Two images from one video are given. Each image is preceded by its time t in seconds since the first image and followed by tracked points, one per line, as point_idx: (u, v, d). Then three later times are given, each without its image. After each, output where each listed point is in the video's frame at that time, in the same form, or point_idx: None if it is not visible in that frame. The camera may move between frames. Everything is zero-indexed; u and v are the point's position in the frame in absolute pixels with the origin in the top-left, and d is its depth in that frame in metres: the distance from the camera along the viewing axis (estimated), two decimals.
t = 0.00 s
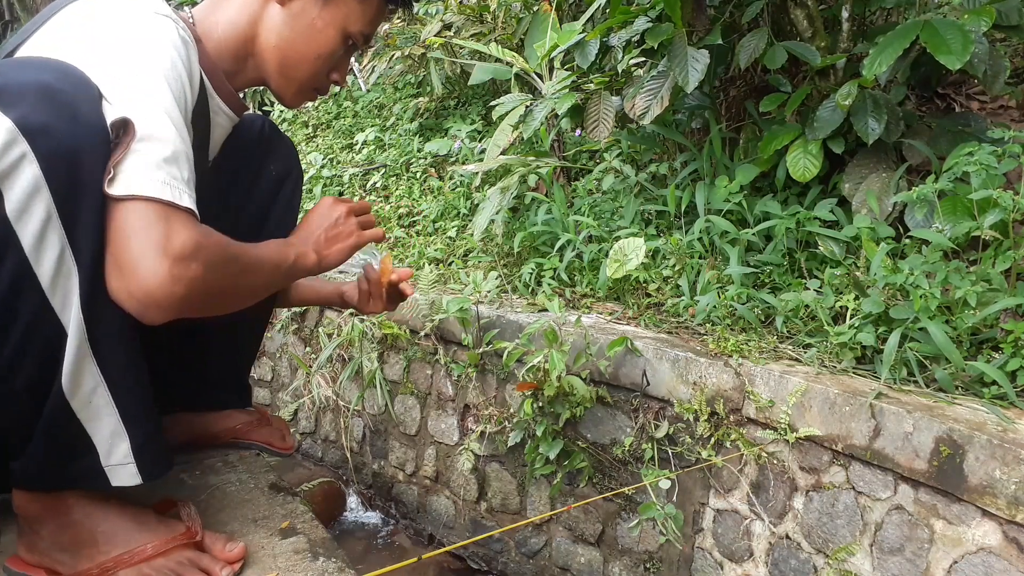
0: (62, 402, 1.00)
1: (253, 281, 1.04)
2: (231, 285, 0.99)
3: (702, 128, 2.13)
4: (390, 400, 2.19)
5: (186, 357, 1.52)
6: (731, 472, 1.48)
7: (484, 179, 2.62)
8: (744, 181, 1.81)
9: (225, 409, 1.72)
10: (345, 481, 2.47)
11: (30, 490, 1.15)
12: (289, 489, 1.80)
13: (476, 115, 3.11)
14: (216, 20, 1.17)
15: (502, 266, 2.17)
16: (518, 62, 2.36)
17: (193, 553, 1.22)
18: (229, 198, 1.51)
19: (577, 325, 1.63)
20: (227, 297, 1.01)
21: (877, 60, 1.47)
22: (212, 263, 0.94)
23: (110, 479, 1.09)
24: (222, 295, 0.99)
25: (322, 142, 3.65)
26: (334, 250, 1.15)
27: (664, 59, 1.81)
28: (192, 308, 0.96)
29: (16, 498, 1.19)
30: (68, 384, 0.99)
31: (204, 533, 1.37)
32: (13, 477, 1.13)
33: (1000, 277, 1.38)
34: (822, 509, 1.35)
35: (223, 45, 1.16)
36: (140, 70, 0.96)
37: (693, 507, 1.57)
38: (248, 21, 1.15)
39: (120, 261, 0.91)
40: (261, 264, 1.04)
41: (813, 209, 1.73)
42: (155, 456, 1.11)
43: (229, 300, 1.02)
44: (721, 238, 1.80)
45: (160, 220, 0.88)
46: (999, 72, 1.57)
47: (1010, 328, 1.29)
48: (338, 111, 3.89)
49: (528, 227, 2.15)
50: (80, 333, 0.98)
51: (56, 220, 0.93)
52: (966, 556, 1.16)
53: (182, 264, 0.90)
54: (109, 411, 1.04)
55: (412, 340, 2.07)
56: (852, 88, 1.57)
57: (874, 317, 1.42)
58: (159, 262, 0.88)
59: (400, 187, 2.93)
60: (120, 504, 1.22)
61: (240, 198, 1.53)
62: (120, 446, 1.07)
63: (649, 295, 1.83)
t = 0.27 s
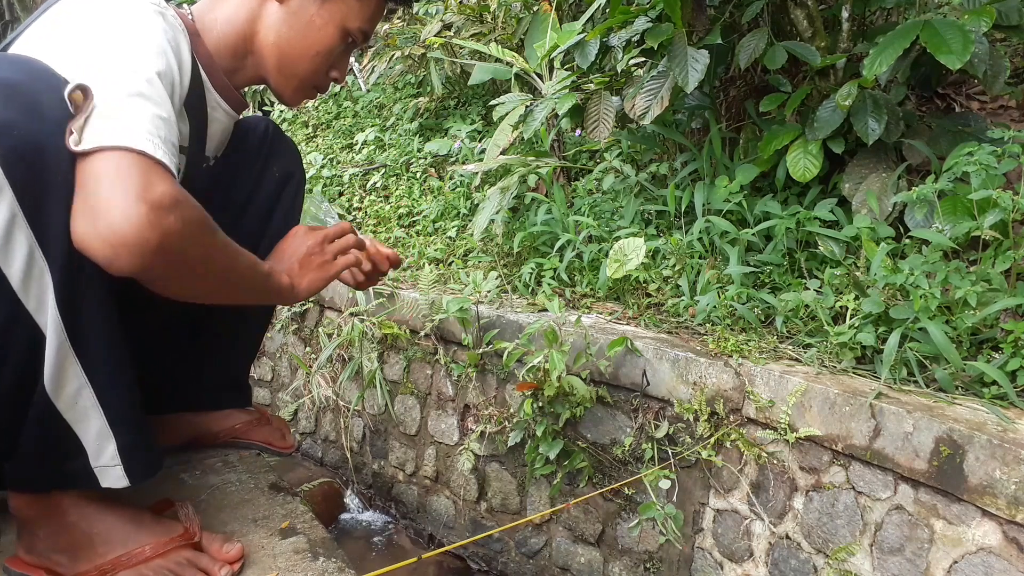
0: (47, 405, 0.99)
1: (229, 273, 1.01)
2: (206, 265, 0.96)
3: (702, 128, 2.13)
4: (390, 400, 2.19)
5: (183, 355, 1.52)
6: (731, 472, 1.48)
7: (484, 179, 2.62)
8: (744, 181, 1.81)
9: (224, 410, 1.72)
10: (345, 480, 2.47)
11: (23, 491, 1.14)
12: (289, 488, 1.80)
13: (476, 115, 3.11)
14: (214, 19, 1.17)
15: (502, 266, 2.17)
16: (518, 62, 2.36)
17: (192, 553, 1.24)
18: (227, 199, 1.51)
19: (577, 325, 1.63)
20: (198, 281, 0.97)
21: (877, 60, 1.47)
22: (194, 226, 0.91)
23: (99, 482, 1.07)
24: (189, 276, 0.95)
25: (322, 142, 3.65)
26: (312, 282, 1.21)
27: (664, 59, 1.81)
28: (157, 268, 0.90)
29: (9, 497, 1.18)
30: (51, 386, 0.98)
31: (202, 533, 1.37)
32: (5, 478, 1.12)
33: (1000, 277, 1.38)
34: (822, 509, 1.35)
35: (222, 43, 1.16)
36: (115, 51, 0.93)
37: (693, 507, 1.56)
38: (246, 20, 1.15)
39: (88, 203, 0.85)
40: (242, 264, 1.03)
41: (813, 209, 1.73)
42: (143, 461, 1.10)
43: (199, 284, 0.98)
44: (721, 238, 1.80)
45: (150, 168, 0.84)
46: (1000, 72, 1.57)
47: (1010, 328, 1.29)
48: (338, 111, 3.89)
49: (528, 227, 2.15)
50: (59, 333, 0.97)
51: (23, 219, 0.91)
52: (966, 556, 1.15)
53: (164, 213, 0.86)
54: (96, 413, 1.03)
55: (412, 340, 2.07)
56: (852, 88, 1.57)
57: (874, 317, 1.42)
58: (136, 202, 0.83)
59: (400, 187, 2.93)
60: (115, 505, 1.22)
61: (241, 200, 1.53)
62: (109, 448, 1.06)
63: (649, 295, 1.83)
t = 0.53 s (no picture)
0: (54, 410, 0.98)
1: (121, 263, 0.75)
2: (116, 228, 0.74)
3: (702, 129, 2.13)
4: (390, 400, 2.19)
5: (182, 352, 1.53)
6: (731, 472, 1.48)
7: (484, 179, 2.62)
8: (744, 181, 1.80)
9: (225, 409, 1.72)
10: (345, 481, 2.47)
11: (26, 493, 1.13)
12: (289, 489, 1.80)
13: (476, 115, 3.11)
14: (213, 14, 1.15)
15: (502, 266, 2.17)
16: (518, 62, 2.36)
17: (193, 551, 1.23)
18: (228, 200, 1.51)
19: (577, 325, 1.63)
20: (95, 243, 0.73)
21: (877, 60, 1.47)
22: (103, 111, 0.73)
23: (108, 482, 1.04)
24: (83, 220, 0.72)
25: (322, 141, 3.66)
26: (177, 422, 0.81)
27: (665, 59, 1.81)
28: (27, 127, 0.69)
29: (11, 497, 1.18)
30: (63, 384, 0.95)
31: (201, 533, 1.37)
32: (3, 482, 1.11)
33: (1000, 277, 1.38)
34: (822, 509, 1.35)
35: (221, 37, 1.14)
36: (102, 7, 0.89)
37: (693, 507, 1.56)
38: (245, 14, 1.14)
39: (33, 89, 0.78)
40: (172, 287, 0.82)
41: (813, 209, 1.73)
42: (152, 462, 1.05)
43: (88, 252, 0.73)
44: (721, 238, 1.80)
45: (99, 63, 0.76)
46: (1000, 72, 1.57)
47: (1010, 328, 1.29)
48: (338, 111, 3.89)
49: (528, 227, 2.15)
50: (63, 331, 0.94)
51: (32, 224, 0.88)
52: (966, 556, 1.15)
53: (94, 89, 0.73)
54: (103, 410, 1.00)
55: (412, 340, 2.08)
56: (852, 88, 1.57)
57: (874, 317, 1.42)
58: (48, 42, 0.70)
59: (400, 187, 2.93)
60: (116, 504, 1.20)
61: (243, 200, 1.53)
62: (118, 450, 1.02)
63: (649, 295, 1.83)
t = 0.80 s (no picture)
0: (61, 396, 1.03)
1: None
2: None
3: (702, 129, 2.13)
4: (390, 400, 2.19)
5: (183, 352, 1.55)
6: (731, 472, 1.48)
7: (484, 179, 2.62)
8: (744, 181, 1.81)
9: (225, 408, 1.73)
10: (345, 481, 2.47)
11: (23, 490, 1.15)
12: (289, 489, 1.80)
13: (476, 115, 3.11)
14: (218, 17, 1.14)
15: (502, 266, 2.17)
16: (518, 62, 2.36)
17: (192, 552, 1.27)
18: (227, 201, 1.52)
19: (577, 325, 1.63)
20: None
21: (877, 61, 1.47)
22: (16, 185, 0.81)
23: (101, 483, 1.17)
24: None
25: (322, 141, 3.65)
26: None
27: (664, 59, 1.81)
28: None
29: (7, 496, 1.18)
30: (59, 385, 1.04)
31: (201, 533, 1.37)
32: None
33: (1000, 277, 1.38)
34: (822, 509, 1.35)
35: (225, 40, 1.14)
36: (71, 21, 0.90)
37: (693, 507, 1.56)
38: (250, 16, 1.14)
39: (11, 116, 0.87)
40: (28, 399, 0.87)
41: (813, 209, 1.73)
42: (144, 465, 1.21)
43: None
44: (721, 238, 1.80)
45: (68, 146, 0.85)
46: (1000, 72, 1.57)
47: (1010, 328, 1.29)
48: (338, 111, 3.89)
49: (528, 227, 2.15)
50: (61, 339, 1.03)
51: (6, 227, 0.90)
52: (966, 556, 1.15)
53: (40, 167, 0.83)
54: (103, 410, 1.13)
55: (412, 340, 2.07)
56: (852, 88, 1.57)
57: (874, 317, 1.42)
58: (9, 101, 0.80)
59: (400, 187, 2.93)
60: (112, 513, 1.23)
61: (243, 199, 1.54)
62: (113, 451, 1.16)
63: (649, 295, 1.83)
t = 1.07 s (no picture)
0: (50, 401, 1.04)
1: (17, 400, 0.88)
2: (28, 354, 0.87)
3: (702, 129, 2.13)
4: (390, 400, 2.19)
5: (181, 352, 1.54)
6: (731, 472, 1.48)
7: (484, 179, 2.62)
8: (744, 181, 1.81)
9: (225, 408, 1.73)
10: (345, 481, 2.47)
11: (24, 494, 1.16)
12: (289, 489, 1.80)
13: (476, 115, 3.11)
14: (219, 16, 1.14)
15: (502, 266, 2.17)
16: (518, 62, 2.36)
17: (192, 552, 1.28)
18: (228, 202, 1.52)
19: (577, 325, 1.63)
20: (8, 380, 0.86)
21: (877, 61, 1.47)
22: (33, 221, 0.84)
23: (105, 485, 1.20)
24: (7, 344, 0.85)
25: (322, 141, 3.65)
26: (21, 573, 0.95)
27: (664, 59, 1.81)
28: None
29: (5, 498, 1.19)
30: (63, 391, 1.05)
31: (201, 533, 1.38)
32: None
33: (1000, 277, 1.38)
34: (822, 509, 1.35)
35: (226, 39, 1.13)
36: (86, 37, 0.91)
37: (693, 507, 1.56)
38: (251, 16, 1.14)
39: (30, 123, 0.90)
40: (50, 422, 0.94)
41: (813, 210, 1.73)
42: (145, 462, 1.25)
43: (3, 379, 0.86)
44: (721, 238, 1.80)
45: (93, 173, 0.89)
46: (1000, 72, 1.57)
47: (1010, 328, 1.29)
48: (338, 111, 3.89)
49: (528, 227, 2.15)
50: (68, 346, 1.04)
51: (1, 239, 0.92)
52: (966, 556, 1.15)
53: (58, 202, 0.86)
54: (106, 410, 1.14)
55: (412, 340, 2.07)
56: (853, 88, 1.57)
57: (874, 317, 1.42)
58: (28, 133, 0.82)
59: (400, 187, 2.93)
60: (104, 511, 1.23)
61: (243, 200, 1.54)
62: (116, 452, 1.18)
63: (649, 295, 1.83)
